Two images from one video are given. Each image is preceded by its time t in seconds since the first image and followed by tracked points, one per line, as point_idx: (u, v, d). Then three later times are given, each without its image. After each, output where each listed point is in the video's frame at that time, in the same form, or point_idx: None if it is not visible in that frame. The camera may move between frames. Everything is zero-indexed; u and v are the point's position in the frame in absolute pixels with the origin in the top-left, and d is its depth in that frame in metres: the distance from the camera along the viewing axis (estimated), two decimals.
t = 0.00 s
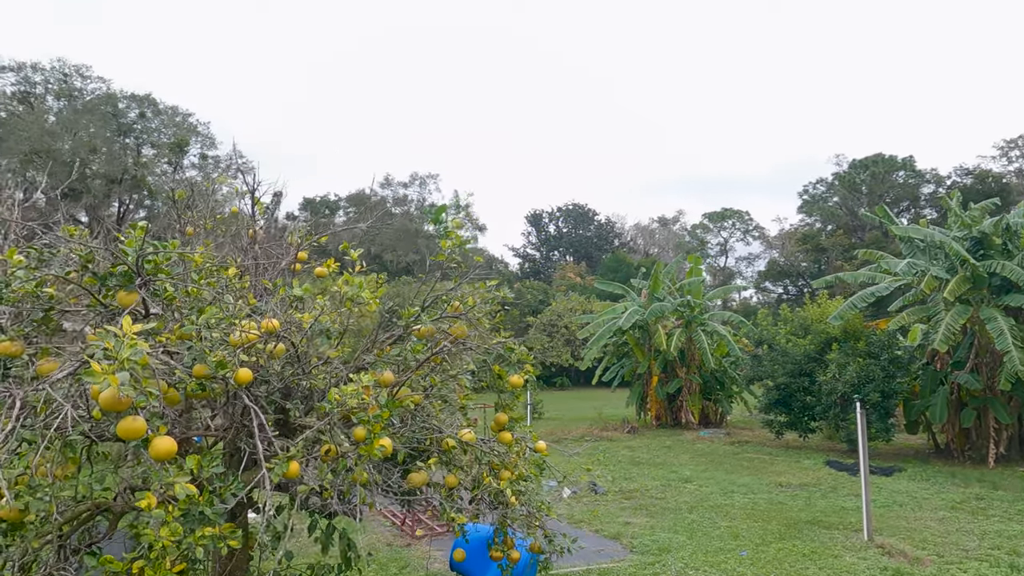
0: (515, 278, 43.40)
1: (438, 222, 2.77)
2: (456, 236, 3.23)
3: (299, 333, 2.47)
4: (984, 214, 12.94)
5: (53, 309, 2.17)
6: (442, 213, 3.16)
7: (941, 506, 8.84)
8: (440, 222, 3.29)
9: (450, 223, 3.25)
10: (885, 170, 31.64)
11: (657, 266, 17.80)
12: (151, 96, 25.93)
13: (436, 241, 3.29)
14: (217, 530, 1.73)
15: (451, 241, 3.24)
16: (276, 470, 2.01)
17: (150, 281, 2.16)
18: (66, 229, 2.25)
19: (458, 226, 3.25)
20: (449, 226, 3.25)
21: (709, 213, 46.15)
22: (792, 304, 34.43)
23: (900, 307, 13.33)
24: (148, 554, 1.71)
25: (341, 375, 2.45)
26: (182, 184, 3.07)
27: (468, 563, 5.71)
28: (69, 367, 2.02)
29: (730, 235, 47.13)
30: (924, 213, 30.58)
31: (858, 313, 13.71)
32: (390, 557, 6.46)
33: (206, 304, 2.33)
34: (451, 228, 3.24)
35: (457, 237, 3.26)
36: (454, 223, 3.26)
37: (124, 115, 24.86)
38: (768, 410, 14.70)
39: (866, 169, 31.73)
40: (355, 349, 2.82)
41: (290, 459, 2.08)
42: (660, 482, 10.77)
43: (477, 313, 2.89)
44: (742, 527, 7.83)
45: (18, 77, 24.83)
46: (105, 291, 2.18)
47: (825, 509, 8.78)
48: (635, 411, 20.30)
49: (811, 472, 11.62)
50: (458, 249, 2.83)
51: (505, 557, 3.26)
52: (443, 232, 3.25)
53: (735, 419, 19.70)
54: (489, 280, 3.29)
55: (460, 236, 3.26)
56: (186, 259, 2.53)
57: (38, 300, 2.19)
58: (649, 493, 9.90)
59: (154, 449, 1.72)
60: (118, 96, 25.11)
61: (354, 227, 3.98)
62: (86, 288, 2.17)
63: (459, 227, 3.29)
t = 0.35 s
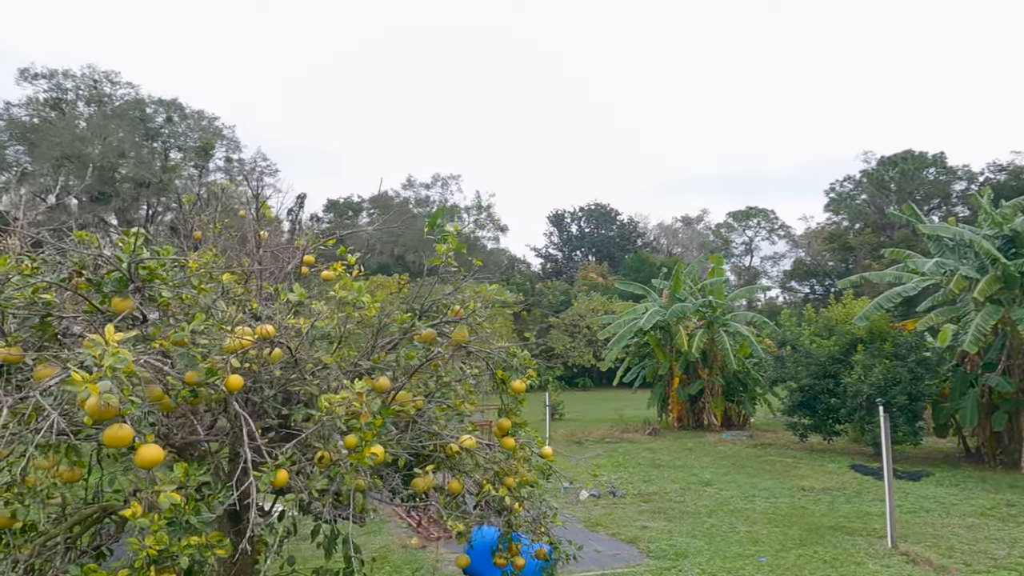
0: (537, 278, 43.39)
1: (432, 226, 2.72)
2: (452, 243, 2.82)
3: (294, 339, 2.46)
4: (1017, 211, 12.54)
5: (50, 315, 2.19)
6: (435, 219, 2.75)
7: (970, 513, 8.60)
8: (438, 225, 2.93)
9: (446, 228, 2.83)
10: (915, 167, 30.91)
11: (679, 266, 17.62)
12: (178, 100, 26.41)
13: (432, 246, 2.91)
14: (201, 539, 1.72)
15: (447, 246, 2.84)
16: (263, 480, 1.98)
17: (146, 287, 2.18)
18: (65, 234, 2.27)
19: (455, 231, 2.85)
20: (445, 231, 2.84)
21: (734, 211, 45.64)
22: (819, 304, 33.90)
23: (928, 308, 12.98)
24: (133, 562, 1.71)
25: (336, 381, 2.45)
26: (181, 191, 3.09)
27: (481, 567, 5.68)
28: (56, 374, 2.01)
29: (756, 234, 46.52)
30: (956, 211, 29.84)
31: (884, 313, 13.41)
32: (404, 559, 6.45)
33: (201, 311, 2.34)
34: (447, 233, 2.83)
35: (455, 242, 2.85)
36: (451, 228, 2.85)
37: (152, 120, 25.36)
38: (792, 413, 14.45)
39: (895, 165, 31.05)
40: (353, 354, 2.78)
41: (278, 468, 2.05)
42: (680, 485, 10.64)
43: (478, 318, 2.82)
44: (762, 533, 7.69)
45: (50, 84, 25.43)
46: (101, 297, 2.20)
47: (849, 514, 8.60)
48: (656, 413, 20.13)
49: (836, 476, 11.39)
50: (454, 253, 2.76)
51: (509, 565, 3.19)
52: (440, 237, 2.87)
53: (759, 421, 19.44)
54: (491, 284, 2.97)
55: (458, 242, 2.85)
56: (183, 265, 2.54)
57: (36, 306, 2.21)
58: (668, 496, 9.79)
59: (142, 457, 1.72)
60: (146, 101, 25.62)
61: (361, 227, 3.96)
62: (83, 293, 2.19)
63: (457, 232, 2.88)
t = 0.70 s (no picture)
0: (561, 278, 43.34)
1: (429, 230, 2.72)
2: (449, 246, 2.78)
3: (292, 344, 2.48)
4: None
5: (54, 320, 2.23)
6: (430, 222, 2.72)
7: (1001, 519, 8.36)
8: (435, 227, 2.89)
9: (443, 231, 2.79)
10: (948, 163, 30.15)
11: (702, 266, 17.41)
12: (206, 105, 26.90)
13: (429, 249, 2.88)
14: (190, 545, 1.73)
15: (443, 250, 2.81)
16: (253, 483, 1.97)
17: (144, 292, 2.22)
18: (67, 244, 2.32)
19: (452, 234, 2.80)
20: (442, 234, 2.81)
21: (760, 210, 45.06)
22: (847, 304, 33.30)
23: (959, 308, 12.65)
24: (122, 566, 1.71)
25: (334, 385, 2.46)
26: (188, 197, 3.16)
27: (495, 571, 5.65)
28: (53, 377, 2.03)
29: (783, 232, 45.80)
30: (991, 207, 29.04)
31: (913, 313, 13.10)
32: (420, 560, 6.47)
33: (201, 318, 2.36)
34: (443, 236, 2.79)
35: (452, 245, 2.82)
36: (447, 230, 2.81)
37: (181, 124, 25.90)
38: (817, 415, 14.20)
39: (927, 162, 30.32)
40: (357, 356, 2.79)
41: (269, 472, 2.03)
42: (701, 488, 10.51)
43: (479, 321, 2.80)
44: (783, 537, 7.56)
45: (83, 91, 26.08)
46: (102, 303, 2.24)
47: (873, 519, 8.41)
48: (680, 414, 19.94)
49: (862, 480, 11.17)
50: (452, 257, 2.75)
51: (513, 569, 3.14)
52: (437, 240, 2.83)
53: (785, 423, 19.14)
54: (492, 286, 2.95)
55: (455, 245, 2.81)
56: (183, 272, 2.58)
57: (39, 310, 2.25)
58: (689, 499, 9.68)
59: (133, 460, 1.74)
60: (175, 106, 26.15)
61: (371, 228, 3.98)
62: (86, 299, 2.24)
63: (454, 234, 2.84)
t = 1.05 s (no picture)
0: (587, 278, 43.19)
1: (433, 233, 2.73)
2: (453, 248, 2.78)
3: (300, 345, 2.52)
4: None
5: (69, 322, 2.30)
6: (434, 224, 2.73)
7: None
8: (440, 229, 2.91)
9: (448, 233, 2.80)
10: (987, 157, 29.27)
11: (728, 265, 17.18)
12: (237, 109, 27.38)
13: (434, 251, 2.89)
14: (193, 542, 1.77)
15: (448, 251, 2.81)
16: (255, 483, 2.00)
17: (154, 296, 2.29)
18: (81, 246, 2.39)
19: (458, 236, 2.81)
20: (448, 236, 2.82)
21: (791, 207, 44.29)
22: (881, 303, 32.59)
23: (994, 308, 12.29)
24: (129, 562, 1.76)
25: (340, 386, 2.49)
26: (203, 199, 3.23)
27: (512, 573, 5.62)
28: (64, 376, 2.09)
29: (814, 230, 44.96)
30: None
31: (945, 313, 12.76)
32: (441, 559, 6.50)
33: (209, 320, 2.42)
34: (448, 238, 2.80)
35: (457, 247, 2.82)
36: (453, 232, 2.82)
37: (212, 128, 26.44)
38: (847, 416, 13.92)
39: (964, 156, 29.49)
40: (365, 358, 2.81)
41: (271, 472, 2.06)
42: (726, 490, 10.38)
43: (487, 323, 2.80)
44: (808, 541, 7.43)
45: (118, 97, 26.76)
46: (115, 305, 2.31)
47: (903, 523, 8.23)
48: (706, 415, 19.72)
49: (893, 483, 10.92)
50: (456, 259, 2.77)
51: (525, 570, 3.14)
52: (442, 241, 2.84)
53: (814, 425, 18.80)
54: (498, 287, 2.95)
55: (460, 247, 2.82)
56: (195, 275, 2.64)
57: (55, 313, 2.32)
58: (713, 502, 9.56)
59: (138, 459, 1.79)
60: (206, 110, 26.69)
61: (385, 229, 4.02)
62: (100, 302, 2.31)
63: (460, 236, 2.85)
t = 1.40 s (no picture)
0: (615, 277, 42.95)
1: (435, 233, 2.77)
2: (456, 246, 2.80)
3: (306, 342, 2.56)
4: None
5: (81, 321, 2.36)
6: (436, 223, 2.77)
7: None
8: (443, 229, 2.94)
9: (451, 232, 2.84)
10: None
11: (756, 263, 16.93)
12: (267, 112, 27.82)
13: (437, 250, 2.92)
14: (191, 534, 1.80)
15: (449, 250, 2.85)
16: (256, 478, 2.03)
17: (162, 295, 2.34)
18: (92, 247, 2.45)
19: (460, 234, 2.83)
20: (450, 234, 2.85)
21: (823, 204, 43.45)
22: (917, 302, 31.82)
23: None
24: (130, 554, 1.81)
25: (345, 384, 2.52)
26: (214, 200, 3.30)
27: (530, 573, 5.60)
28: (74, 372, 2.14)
29: (848, 227, 44.05)
30: None
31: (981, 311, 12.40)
32: (460, 558, 6.51)
33: (216, 319, 2.46)
34: (451, 237, 2.83)
35: (459, 245, 2.85)
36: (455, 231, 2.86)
37: (243, 132, 26.94)
38: (879, 417, 13.61)
39: (1005, 150, 28.63)
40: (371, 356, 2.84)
41: (272, 468, 2.10)
42: (753, 491, 10.22)
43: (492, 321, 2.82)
44: (835, 543, 7.28)
45: (152, 103, 27.41)
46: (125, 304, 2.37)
47: (935, 526, 8.02)
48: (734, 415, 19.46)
49: (926, 486, 10.65)
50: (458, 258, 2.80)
51: (534, 569, 3.12)
52: (444, 239, 2.87)
53: (846, 425, 18.43)
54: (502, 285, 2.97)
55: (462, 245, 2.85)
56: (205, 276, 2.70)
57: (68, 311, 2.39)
58: (739, 503, 9.43)
59: (142, 454, 1.84)
60: (238, 114, 27.17)
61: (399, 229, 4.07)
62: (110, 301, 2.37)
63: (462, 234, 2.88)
